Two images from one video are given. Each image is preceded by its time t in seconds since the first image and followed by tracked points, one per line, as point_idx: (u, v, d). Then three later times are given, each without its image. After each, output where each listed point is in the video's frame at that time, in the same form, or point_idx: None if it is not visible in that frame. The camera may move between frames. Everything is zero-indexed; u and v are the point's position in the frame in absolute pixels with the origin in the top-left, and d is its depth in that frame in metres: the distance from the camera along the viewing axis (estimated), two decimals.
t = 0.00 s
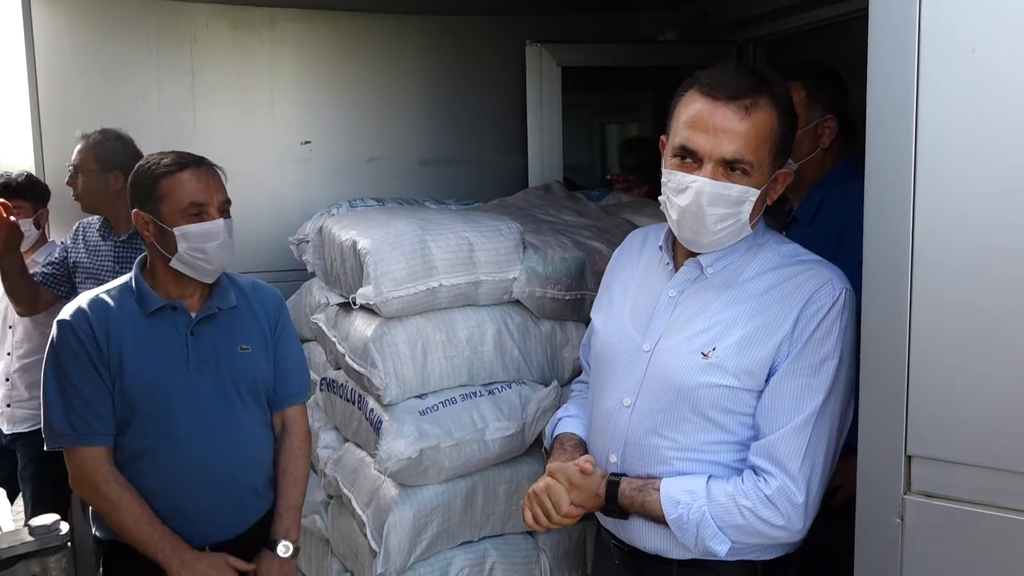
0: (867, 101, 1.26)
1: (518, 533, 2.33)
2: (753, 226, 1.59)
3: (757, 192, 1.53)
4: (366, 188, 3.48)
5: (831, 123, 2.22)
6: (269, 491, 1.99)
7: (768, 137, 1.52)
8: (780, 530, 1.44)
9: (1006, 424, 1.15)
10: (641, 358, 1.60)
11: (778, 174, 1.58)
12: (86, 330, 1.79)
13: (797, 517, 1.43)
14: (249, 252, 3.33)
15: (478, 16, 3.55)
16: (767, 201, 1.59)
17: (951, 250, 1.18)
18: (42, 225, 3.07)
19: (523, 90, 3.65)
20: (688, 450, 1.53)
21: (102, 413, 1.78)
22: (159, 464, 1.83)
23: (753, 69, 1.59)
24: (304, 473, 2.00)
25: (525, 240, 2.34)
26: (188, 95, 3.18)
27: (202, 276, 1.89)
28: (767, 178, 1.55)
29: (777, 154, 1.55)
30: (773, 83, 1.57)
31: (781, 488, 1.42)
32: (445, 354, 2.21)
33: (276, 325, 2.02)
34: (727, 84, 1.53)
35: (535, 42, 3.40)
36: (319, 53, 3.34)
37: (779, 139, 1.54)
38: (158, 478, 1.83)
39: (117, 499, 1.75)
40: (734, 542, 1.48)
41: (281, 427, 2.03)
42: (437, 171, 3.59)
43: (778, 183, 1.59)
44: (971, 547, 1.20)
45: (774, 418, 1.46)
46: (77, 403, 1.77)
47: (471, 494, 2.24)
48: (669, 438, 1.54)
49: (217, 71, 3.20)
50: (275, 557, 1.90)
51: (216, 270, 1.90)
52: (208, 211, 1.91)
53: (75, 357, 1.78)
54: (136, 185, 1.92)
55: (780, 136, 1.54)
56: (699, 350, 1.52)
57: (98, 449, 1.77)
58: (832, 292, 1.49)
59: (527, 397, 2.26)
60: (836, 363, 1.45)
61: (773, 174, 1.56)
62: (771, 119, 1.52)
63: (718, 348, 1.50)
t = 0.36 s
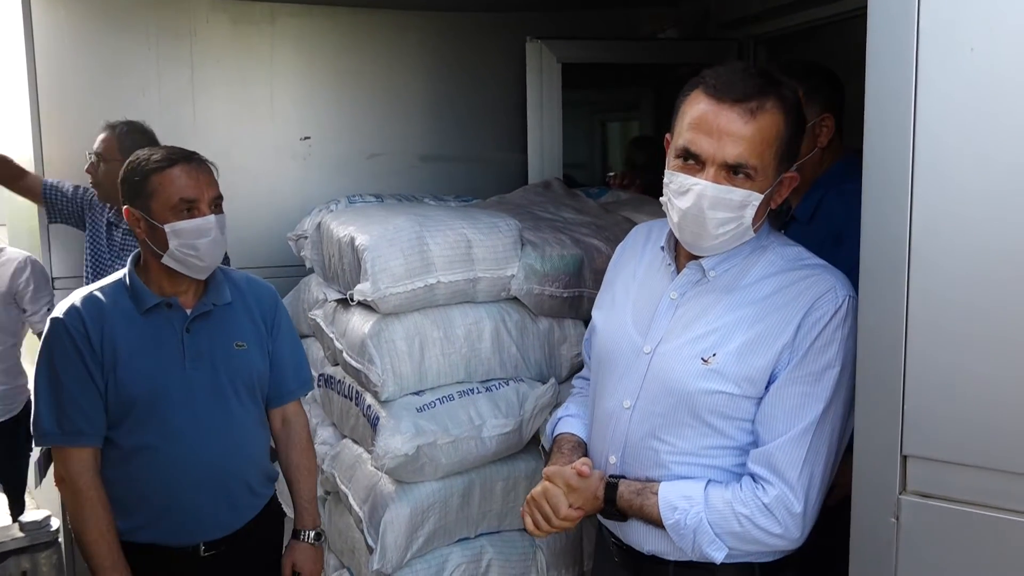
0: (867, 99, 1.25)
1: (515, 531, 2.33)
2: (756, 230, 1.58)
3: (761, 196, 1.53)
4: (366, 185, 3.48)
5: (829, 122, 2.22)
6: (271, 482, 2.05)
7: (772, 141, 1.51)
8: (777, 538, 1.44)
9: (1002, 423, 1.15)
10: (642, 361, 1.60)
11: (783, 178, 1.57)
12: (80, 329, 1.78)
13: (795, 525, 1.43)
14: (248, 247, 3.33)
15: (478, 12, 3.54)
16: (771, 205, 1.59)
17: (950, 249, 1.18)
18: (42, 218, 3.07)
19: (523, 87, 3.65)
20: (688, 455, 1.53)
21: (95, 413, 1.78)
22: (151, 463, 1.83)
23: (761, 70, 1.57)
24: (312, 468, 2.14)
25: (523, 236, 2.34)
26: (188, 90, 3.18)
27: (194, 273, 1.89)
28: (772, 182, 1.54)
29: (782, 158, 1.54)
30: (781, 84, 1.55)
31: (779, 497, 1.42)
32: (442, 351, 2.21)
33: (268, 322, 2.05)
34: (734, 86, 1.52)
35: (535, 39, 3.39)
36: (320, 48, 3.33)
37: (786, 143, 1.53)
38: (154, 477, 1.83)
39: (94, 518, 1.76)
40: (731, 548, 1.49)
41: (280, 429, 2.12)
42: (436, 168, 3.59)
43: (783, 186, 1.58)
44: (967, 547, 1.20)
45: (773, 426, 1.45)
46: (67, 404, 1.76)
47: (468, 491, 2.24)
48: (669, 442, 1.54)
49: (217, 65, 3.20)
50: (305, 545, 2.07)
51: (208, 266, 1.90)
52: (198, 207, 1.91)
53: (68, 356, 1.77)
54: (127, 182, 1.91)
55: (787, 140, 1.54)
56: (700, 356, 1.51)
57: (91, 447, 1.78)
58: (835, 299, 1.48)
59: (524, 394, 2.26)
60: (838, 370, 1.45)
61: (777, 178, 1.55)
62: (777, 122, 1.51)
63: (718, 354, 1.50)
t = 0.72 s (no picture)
0: (859, 92, 1.24)
1: (516, 528, 2.33)
2: (722, 209, 1.58)
3: (715, 172, 1.53)
4: (368, 183, 3.48)
5: (828, 116, 2.18)
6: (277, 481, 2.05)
7: (727, 116, 1.52)
8: (760, 530, 1.42)
9: (997, 418, 1.14)
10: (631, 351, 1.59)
11: (748, 155, 1.56)
12: (81, 331, 1.79)
13: (778, 518, 1.41)
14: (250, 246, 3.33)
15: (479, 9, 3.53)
16: (739, 184, 1.58)
17: (946, 242, 1.16)
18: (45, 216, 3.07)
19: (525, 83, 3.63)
20: (672, 445, 1.52)
21: (95, 415, 1.79)
22: (151, 464, 1.82)
23: (722, 54, 1.59)
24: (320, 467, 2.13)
25: (521, 233, 2.33)
26: (188, 90, 3.18)
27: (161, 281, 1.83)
28: (730, 158, 1.54)
29: (742, 134, 1.54)
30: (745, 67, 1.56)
31: (760, 488, 1.40)
32: (440, 349, 2.20)
33: (274, 319, 2.03)
34: (689, 67, 1.54)
35: (536, 34, 3.37)
36: (320, 46, 3.33)
37: (744, 119, 1.53)
38: (155, 478, 1.83)
39: (90, 524, 1.78)
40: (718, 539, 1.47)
41: (282, 429, 2.11)
42: (438, 165, 3.58)
43: (751, 164, 1.57)
44: (963, 543, 1.19)
45: (754, 414, 1.44)
46: (66, 407, 1.77)
47: (468, 489, 2.24)
48: (654, 432, 1.53)
49: (220, 65, 3.20)
50: (313, 539, 2.10)
51: (167, 276, 1.81)
52: (157, 215, 1.81)
53: (67, 358, 1.78)
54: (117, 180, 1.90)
55: (744, 116, 1.54)
56: (679, 343, 1.50)
57: (90, 450, 1.79)
58: (815, 282, 1.45)
59: (524, 391, 2.25)
60: (817, 356, 1.42)
61: (738, 155, 1.54)
62: (732, 98, 1.52)
63: (697, 341, 1.49)
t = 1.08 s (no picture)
0: (848, 101, 1.23)
1: (515, 531, 2.33)
2: (671, 206, 1.51)
3: (654, 168, 1.49)
4: (377, 184, 3.49)
5: (841, 117, 2.18)
6: (282, 484, 2.05)
7: (665, 112, 1.47)
8: (697, 528, 1.33)
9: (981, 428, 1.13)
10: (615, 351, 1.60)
11: (696, 149, 1.48)
12: (88, 329, 1.81)
13: (711, 516, 1.32)
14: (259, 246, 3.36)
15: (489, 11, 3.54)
16: (691, 181, 1.49)
17: (932, 252, 1.15)
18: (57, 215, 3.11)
19: (534, 85, 3.64)
20: (635, 440, 1.49)
21: (99, 413, 1.81)
22: (153, 463, 1.84)
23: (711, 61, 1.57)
24: (328, 468, 2.12)
25: (522, 237, 2.34)
26: (200, 91, 3.20)
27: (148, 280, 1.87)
28: (671, 154, 1.48)
29: (686, 128, 1.47)
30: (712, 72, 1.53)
31: (693, 483, 1.33)
32: (440, 352, 2.21)
33: (286, 324, 2.02)
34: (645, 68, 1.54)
35: (545, 36, 3.37)
36: (329, 48, 3.34)
37: (688, 113, 1.47)
38: (157, 477, 1.84)
39: (88, 520, 1.82)
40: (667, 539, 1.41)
41: (294, 428, 2.10)
42: (448, 166, 3.59)
43: (702, 159, 1.49)
44: (949, 554, 1.18)
45: (693, 407, 1.37)
46: (71, 405, 1.79)
47: (467, 491, 2.24)
48: (620, 426, 1.52)
49: (231, 67, 3.22)
50: (318, 545, 2.07)
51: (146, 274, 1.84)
52: (141, 214, 1.87)
53: (74, 355, 1.80)
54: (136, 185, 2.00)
55: (690, 110, 1.47)
56: (640, 337, 1.48)
57: (94, 447, 1.82)
58: (761, 276, 1.37)
59: (524, 394, 2.25)
60: (759, 350, 1.33)
61: (682, 150, 1.48)
62: (675, 94, 1.47)
63: (653, 335, 1.46)
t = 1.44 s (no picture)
0: (841, 106, 1.23)
1: (518, 532, 2.33)
2: (647, 205, 1.51)
3: (629, 167, 1.49)
4: (389, 185, 3.51)
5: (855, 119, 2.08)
6: (287, 482, 2.06)
7: (639, 112, 1.47)
8: (652, 526, 1.31)
9: (970, 436, 1.12)
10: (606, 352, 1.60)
11: (669, 148, 1.46)
12: (98, 324, 1.83)
13: (664, 514, 1.29)
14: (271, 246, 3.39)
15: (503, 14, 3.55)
16: (664, 180, 1.48)
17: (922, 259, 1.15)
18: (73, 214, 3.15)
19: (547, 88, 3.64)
20: (613, 439, 1.49)
21: (105, 409, 1.83)
22: (158, 459, 1.86)
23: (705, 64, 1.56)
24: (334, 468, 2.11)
25: (526, 239, 2.35)
26: (214, 94, 3.23)
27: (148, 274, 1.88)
28: (644, 153, 1.47)
29: (658, 128, 1.46)
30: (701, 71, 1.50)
31: (648, 480, 1.31)
32: (443, 353, 2.21)
33: (295, 326, 2.02)
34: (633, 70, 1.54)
35: (558, 38, 3.37)
36: (343, 50, 3.36)
37: (662, 113, 1.45)
38: (164, 473, 1.86)
39: (92, 512, 1.84)
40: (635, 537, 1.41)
41: (308, 426, 2.10)
42: (459, 168, 3.60)
43: (674, 159, 1.46)
44: (938, 561, 1.17)
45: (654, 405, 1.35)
46: (77, 400, 1.81)
47: (469, 492, 2.25)
48: (601, 425, 1.52)
49: (246, 69, 3.26)
50: (318, 547, 2.07)
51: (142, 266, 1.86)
52: (142, 209, 1.90)
53: (84, 351, 1.83)
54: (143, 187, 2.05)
55: (665, 109, 1.45)
56: (617, 336, 1.48)
57: (100, 442, 1.84)
58: (722, 277, 1.34)
59: (526, 396, 2.25)
60: (714, 351, 1.29)
61: (653, 149, 1.47)
62: (650, 94, 1.47)
63: (628, 334, 1.46)
